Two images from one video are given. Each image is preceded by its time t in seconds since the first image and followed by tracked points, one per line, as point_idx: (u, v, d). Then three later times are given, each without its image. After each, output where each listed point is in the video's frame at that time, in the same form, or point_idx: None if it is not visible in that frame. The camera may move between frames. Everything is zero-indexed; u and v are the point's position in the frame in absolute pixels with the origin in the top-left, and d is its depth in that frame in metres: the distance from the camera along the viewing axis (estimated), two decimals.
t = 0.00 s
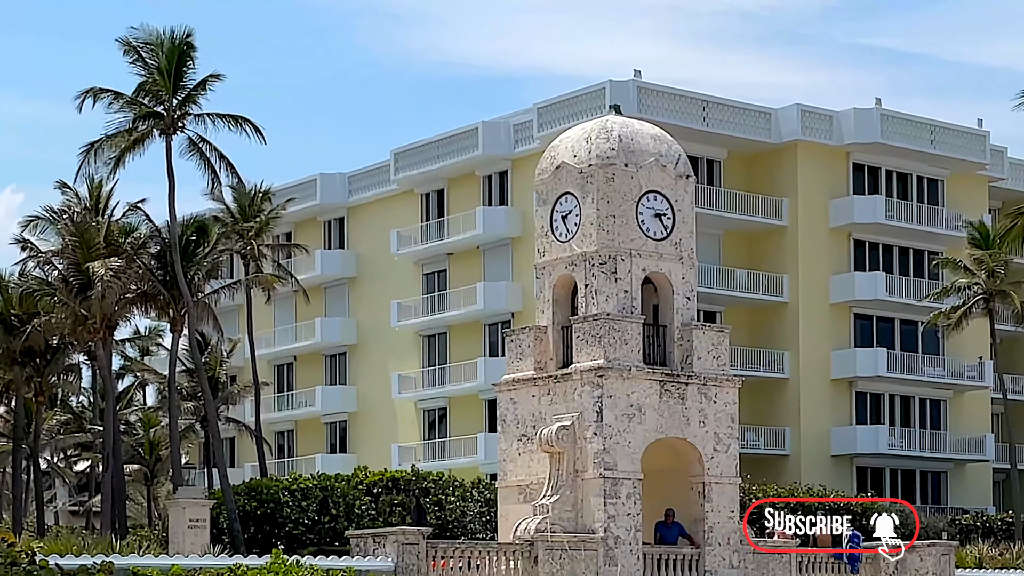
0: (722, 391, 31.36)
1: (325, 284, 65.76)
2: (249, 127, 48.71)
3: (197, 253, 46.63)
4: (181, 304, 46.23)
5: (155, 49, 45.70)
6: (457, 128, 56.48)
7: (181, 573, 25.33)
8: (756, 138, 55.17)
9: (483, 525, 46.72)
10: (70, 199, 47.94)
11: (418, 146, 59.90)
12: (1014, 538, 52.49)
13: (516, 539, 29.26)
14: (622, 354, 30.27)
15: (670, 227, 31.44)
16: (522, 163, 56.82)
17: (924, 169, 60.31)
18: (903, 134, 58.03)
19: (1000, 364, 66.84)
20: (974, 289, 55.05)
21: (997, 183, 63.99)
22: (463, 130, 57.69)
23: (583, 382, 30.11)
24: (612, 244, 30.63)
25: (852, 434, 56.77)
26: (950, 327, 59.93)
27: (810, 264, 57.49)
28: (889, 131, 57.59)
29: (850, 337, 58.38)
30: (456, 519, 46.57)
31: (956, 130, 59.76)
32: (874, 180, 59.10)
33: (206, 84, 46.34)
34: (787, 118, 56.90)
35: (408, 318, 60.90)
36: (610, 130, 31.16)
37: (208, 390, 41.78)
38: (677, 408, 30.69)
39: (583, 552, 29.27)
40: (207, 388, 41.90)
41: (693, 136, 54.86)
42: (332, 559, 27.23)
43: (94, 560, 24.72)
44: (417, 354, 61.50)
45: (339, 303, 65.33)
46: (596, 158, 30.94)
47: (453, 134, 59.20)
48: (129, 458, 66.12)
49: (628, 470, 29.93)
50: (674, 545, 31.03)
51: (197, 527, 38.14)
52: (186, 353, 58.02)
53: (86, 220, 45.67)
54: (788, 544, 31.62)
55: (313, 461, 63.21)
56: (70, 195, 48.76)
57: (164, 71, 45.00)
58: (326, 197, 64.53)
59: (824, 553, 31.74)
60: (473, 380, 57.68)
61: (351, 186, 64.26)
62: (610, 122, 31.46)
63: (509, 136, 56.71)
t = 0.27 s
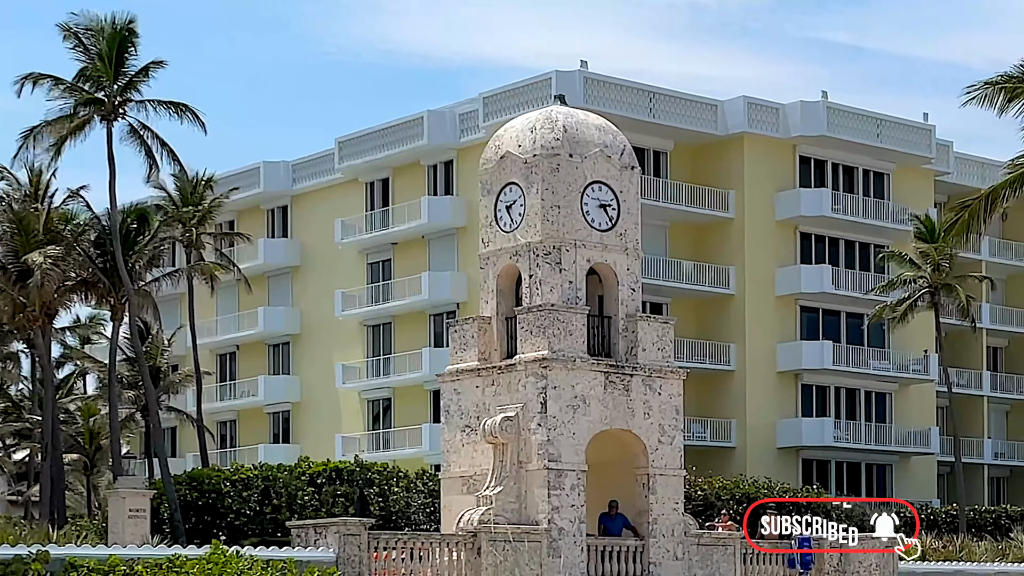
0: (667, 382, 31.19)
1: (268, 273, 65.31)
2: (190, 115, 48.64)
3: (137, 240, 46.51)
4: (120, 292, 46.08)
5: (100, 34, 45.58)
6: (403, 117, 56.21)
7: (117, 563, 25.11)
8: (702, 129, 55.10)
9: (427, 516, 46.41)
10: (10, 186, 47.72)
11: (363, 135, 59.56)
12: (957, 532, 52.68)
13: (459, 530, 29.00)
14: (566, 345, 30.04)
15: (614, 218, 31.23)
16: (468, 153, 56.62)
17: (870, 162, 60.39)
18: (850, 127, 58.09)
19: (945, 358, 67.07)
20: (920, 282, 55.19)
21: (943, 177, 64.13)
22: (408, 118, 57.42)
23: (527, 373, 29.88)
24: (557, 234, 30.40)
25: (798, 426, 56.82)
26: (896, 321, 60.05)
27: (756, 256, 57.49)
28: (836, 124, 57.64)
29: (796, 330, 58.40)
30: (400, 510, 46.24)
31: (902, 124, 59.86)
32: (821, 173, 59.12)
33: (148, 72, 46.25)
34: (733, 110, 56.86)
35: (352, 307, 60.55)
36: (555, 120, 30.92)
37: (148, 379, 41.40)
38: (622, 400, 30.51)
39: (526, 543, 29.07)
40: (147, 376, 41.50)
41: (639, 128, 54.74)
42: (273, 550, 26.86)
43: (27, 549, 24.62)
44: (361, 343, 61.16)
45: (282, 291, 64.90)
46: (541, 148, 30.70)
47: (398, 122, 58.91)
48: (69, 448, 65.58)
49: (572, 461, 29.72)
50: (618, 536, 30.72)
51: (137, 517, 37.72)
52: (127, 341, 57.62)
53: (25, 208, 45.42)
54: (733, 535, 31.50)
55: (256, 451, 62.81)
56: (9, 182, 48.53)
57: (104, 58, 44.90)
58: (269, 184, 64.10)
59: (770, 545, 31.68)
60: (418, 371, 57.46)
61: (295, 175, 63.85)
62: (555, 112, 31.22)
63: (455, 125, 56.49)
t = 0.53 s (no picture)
0: (597, 367, 30.84)
1: (193, 255, 64.52)
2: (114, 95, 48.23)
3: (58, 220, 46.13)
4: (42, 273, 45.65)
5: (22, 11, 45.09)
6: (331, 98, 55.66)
7: (36, 548, 24.39)
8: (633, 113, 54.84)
9: (354, 501, 46.07)
10: None
11: (291, 115, 58.98)
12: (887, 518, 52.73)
13: (386, 515, 28.54)
14: (495, 329, 29.62)
15: (544, 201, 30.84)
16: (396, 134, 56.17)
17: (801, 149, 60.34)
18: (781, 113, 58.03)
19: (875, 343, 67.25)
20: (851, 269, 55.21)
21: (873, 164, 64.14)
22: (336, 98, 56.90)
23: (455, 357, 29.45)
24: (486, 217, 29.99)
25: (729, 412, 56.73)
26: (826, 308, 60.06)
27: (688, 242, 57.31)
28: (767, 111, 57.56)
29: (727, 316, 58.26)
30: (327, 495, 46.00)
31: (833, 111, 59.82)
32: (751, 159, 59.01)
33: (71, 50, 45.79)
34: (664, 95, 56.71)
35: (278, 290, 59.91)
36: (485, 102, 30.48)
37: (69, 361, 40.72)
38: (551, 384, 30.14)
39: (454, 529, 28.65)
40: (68, 358, 40.80)
41: (570, 112, 54.41)
42: (196, 535, 26.18)
43: None
44: (288, 326, 60.54)
45: (207, 273, 64.13)
46: (470, 130, 30.27)
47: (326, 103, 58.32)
48: None
49: (501, 447, 29.33)
50: (549, 522, 30.41)
51: (58, 502, 37.01)
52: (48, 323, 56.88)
53: None
54: (663, 521, 31.20)
55: (180, 434, 62.09)
56: None
57: (27, 35, 44.41)
58: (194, 165, 63.31)
59: (700, 532, 31.40)
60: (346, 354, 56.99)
61: (220, 155, 63.11)
62: (485, 94, 30.78)
63: (383, 107, 56.00)
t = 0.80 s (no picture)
0: (517, 348, 30.47)
1: (106, 232, 63.60)
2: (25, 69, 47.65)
3: None
4: None
5: None
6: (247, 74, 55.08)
7: None
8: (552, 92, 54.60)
9: (269, 480, 45.69)
10: None
11: (205, 92, 58.31)
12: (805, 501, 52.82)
13: (303, 496, 28.03)
14: (414, 309, 29.19)
15: (463, 180, 30.43)
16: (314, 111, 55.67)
17: (722, 131, 60.30)
18: (702, 95, 57.93)
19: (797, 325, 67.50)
20: (771, 252, 55.19)
21: (794, 147, 64.12)
22: (252, 74, 56.31)
23: (373, 336, 29.02)
24: (404, 196, 29.58)
25: (649, 394, 56.65)
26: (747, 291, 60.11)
27: (608, 223, 57.11)
28: (687, 92, 57.44)
29: (648, 298, 58.12)
30: (243, 475, 45.65)
31: (755, 94, 59.77)
32: (672, 140, 58.88)
33: None
34: (584, 75, 56.49)
35: (193, 268, 59.18)
36: (403, 79, 30.04)
37: None
38: (470, 365, 29.74)
39: (372, 510, 28.17)
40: None
41: (490, 90, 54.11)
42: (108, 516, 25.69)
43: None
44: (204, 305, 59.84)
45: (121, 251, 63.24)
46: (388, 108, 29.84)
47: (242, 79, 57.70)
48: None
49: (419, 427, 28.93)
50: (467, 504, 30.03)
51: None
52: None
53: None
54: (584, 502, 30.91)
55: (93, 414, 61.25)
56: None
57: None
58: (107, 140, 62.41)
59: (621, 513, 31.22)
60: (262, 334, 56.49)
61: (133, 131, 62.26)
62: (404, 71, 30.34)
63: (300, 83, 55.49)
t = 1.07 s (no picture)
0: (428, 326, 30.03)
1: (8, 207, 62.41)
2: None
3: None
4: None
5: None
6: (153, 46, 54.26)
7: None
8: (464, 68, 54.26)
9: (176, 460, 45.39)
10: None
11: (109, 64, 57.37)
12: (719, 482, 52.94)
13: (210, 474, 27.35)
14: (323, 286, 28.65)
15: (373, 155, 29.90)
16: (222, 85, 54.98)
17: (635, 110, 60.14)
18: (615, 73, 57.73)
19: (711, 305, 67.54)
20: (686, 232, 55.15)
21: (708, 127, 64.07)
22: (159, 47, 55.50)
23: (281, 314, 28.46)
24: (313, 171, 29.03)
25: (563, 373, 56.47)
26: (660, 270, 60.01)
27: (522, 201, 56.76)
28: (601, 70, 57.20)
29: (561, 277, 57.86)
30: (148, 453, 44.93)
31: (668, 72, 59.70)
32: (585, 118, 58.58)
33: None
34: (497, 52, 56.11)
35: (98, 243, 58.25)
36: (312, 53, 29.46)
37: None
38: (381, 343, 29.26)
39: (280, 489, 27.52)
40: None
41: (401, 66, 53.71)
42: (9, 494, 24.95)
43: None
44: (108, 280, 58.90)
45: (23, 225, 62.09)
46: (297, 82, 29.22)
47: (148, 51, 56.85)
48: None
49: (329, 405, 28.43)
50: (377, 482, 29.53)
51: None
52: None
53: None
54: (496, 482, 30.54)
55: None
56: None
57: None
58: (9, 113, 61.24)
59: (532, 493, 30.77)
60: (168, 310, 55.74)
61: (37, 103, 61.16)
62: (313, 45, 29.76)
63: (208, 56, 54.77)
